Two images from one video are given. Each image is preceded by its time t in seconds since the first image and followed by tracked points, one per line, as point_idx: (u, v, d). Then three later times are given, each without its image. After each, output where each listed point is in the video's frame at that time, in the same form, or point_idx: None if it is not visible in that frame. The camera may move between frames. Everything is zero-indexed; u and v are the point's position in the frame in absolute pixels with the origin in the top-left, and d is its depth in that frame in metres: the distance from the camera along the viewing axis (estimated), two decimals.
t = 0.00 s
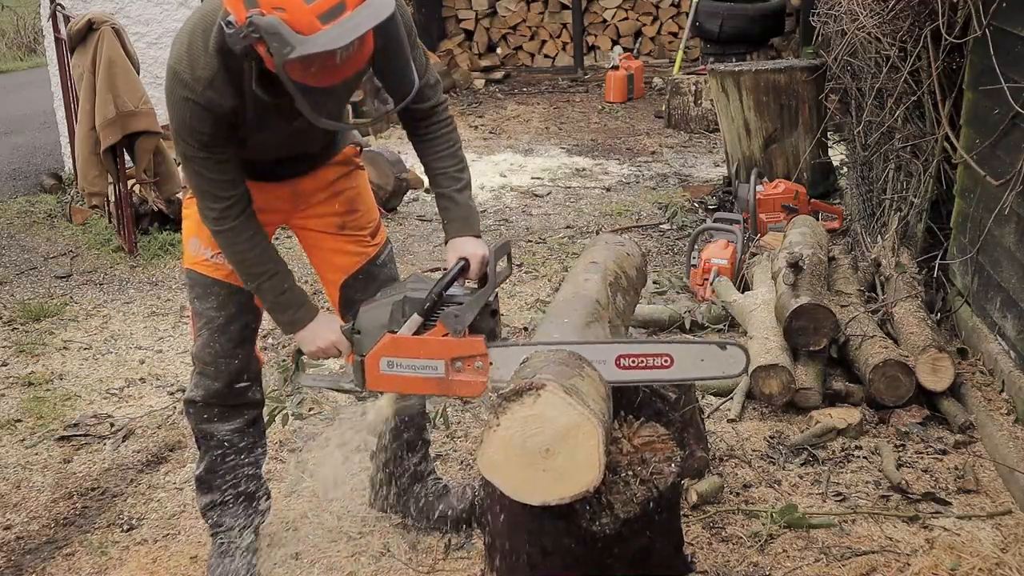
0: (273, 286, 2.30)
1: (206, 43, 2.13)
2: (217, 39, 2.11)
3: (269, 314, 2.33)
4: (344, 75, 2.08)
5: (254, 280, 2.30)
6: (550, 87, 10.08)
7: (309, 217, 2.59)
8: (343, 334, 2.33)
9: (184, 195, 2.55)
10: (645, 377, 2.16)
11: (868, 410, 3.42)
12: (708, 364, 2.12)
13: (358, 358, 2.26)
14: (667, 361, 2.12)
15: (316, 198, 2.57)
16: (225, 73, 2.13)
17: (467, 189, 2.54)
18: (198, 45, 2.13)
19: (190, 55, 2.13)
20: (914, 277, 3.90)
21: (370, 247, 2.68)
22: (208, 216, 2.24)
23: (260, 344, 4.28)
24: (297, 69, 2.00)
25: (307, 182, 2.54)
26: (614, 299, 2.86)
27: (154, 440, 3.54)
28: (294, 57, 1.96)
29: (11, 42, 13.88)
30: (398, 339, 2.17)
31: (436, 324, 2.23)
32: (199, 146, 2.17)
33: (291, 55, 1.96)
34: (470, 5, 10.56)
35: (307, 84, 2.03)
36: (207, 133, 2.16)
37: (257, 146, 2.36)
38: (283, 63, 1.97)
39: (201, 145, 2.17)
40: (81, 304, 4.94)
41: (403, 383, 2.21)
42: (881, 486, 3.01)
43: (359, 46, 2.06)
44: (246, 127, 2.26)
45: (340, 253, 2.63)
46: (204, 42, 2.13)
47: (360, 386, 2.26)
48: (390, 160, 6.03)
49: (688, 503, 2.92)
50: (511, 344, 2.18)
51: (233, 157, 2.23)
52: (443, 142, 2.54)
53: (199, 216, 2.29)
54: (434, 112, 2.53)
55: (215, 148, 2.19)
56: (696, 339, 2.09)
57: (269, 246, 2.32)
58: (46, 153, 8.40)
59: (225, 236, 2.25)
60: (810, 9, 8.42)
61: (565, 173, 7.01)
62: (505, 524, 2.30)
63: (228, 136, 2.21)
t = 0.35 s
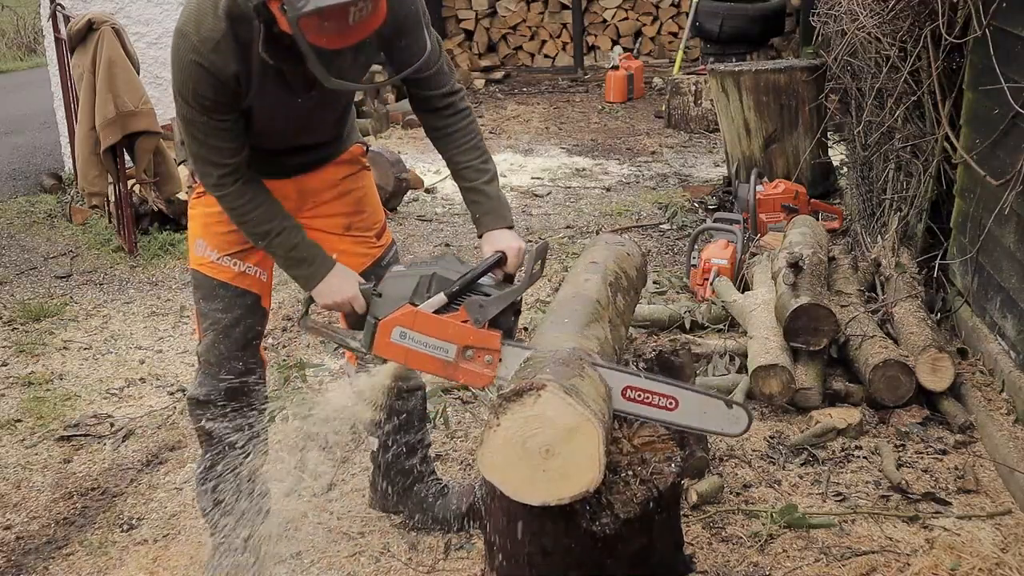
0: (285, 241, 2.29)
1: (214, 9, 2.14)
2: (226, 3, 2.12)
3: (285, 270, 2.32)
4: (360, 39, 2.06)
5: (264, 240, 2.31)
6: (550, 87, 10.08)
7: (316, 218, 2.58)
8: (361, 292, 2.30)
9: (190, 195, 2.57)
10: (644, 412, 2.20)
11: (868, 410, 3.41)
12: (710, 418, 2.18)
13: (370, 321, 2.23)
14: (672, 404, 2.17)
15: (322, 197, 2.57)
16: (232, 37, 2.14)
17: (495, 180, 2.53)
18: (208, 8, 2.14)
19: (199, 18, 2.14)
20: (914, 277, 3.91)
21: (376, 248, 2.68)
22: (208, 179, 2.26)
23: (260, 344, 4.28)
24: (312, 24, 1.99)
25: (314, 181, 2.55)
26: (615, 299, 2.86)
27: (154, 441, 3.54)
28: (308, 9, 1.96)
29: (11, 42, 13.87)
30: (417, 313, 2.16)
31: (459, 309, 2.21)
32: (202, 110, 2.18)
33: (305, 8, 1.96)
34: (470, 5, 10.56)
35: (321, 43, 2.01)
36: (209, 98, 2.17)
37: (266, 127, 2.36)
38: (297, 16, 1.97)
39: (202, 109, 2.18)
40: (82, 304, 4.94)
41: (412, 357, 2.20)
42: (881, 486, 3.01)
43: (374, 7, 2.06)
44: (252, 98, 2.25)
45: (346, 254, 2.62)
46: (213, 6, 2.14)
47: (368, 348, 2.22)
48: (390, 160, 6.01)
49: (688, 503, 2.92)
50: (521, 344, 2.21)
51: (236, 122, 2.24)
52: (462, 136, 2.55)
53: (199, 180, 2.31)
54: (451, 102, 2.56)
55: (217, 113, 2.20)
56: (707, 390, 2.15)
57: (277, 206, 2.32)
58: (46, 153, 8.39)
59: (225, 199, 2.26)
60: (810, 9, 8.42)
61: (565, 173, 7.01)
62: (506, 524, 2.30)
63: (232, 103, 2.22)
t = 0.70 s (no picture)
0: (281, 251, 2.29)
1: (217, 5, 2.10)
2: None
3: (277, 280, 2.32)
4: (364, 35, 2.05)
5: (261, 245, 2.30)
6: (550, 87, 10.08)
7: (316, 217, 2.60)
8: (353, 305, 2.33)
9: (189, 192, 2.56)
10: (641, 412, 2.18)
11: (868, 410, 3.41)
12: (709, 413, 2.14)
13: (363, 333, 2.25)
14: (668, 404, 2.14)
15: (322, 198, 2.58)
16: (234, 34, 2.11)
17: (489, 182, 2.54)
18: (210, 2, 2.10)
19: (203, 14, 2.10)
20: (914, 277, 3.91)
21: (376, 247, 2.68)
22: (209, 178, 2.25)
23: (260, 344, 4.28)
24: (317, 19, 1.98)
25: (314, 181, 2.56)
26: (615, 299, 2.86)
27: (154, 441, 3.54)
28: (313, 3, 1.95)
29: (11, 42, 13.88)
30: (408, 323, 2.18)
31: (451, 318, 2.22)
32: (204, 109, 2.16)
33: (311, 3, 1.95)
34: (470, 5, 10.56)
35: (325, 38, 2.00)
36: (212, 96, 2.15)
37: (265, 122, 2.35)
38: (302, 11, 1.96)
39: (205, 107, 2.16)
40: (82, 304, 4.94)
41: (405, 368, 2.21)
42: (881, 486, 3.01)
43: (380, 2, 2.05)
44: (254, 94, 2.24)
45: (346, 253, 2.64)
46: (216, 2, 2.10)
47: (360, 361, 2.25)
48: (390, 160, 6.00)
49: (688, 503, 2.92)
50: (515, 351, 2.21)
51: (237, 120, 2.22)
52: (460, 137, 2.54)
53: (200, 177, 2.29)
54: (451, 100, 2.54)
55: (219, 111, 2.18)
56: (699, 387, 2.11)
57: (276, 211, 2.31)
58: (46, 153, 8.39)
59: (227, 201, 2.26)
60: (810, 9, 8.42)
61: (565, 173, 7.01)
62: (506, 524, 2.30)
63: (235, 100, 2.20)
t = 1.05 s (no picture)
0: (278, 283, 2.32)
1: (205, 32, 2.14)
2: (213, 27, 2.12)
3: (270, 311, 2.34)
4: (342, 65, 2.08)
5: (258, 275, 2.32)
6: (550, 87, 10.08)
7: (307, 218, 2.60)
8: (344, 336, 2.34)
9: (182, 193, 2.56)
10: (642, 410, 2.18)
11: (868, 410, 3.41)
12: (705, 405, 2.11)
13: (358, 362, 2.27)
14: (664, 399, 2.13)
15: (313, 198, 2.58)
16: (222, 61, 2.14)
17: (472, 198, 2.53)
18: (195, 31, 2.15)
19: (189, 43, 2.15)
20: (914, 277, 3.91)
21: (369, 246, 2.68)
22: (214, 206, 2.26)
23: (260, 344, 4.28)
24: (293, 54, 2.01)
25: (305, 181, 2.56)
26: (615, 299, 2.86)
27: (154, 441, 3.54)
28: (290, 41, 1.97)
29: (11, 42, 13.87)
30: (398, 349, 2.18)
31: (439, 338, 2.21)
32: (202, 137, 2.20)
33: (287, 40, 1.98)
34: (470, 5, 10.56)
35: (304, 71, 2.04)
36: (205, 122, 2.18)
37: (258, 143, 2.38)
38: (279, 48, 1.99)
39: (201, 133, 2.20)
40: (82, 304, 4.94)
41: (400, 393, 2.23)
42: (881, 486, 3.01)
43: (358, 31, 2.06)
44: (246, 116, 2.26)
45: (338, 252, 2.63)
46: (201, 30, 2.14)
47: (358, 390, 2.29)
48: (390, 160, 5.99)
49: (688, 503, 2.92)
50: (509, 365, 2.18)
51: (233, 146, 2.25)
52: (444, 150, 2.53)
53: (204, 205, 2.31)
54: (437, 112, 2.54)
55: (214, 137, 2.21)
56: (693, 379, 2.08)
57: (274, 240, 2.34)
58: (46, 153, 8.39)
59: (232, 227, 2.27)
60: (810, 9, 8.42)
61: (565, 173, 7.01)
62: (506, 524, 2.30)
63: (228, 125, 2.23)
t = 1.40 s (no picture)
0: (275, 290, 2.33)
1: (196, 43, 2.13)
2: (205, 39, 2.11)
3: (267, 318, 2.35)
4: (327, 83, 2.10)
5: (255, 283, 2.32)
6: (550, 87, 10.08)
7: (306, 218, 2.60)
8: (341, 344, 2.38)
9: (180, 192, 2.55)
10: (642, 419, 2.18)
11: (868, 410, 3.41)
12: (704, 414, 2.11)
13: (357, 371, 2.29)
14: (664, 407, 2.13)
15: (311, 198, 2.58)
16: (215, 71, 2.13)
17: (468, 205, 2.53)
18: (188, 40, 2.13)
19: (181, 54, 2.14)
20: (914, 277, 3.91)
21: (368, 247, 2.68)
22: (208, 215, 2.26)
23: (259, 344, 4.28)
24: (278, 74, 2.02)
25: (304, 183, 2.56)
26: (615, 300, 2.86)
27: (154, 440, 3.54)
28: (274, 64, 1.99)
29: (11, 42, 13.88)
30: (398, 358, 2.19)
31: (438, 347, 2.22)
32: (196, 146, 2.19)
33: (272, 62, 1.99)
34: (470, 5, 10.56)
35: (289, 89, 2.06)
36: (200, 132, 2.18)
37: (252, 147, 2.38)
38: (263, 69, 2.00)
39: (196, 143, 2.19)
40: (82, 304, 4.94)
41: (399, 401, 2.24)
42: (881, 486, 3.01)
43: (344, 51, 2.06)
44: (240, 124, 2.26)
45: (337, 253, 2.63)
46: (193, 41, 2.14)
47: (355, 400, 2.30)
48: (391, 160, 5.98)
49: (688, 503, 2.92)
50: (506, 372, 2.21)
51: (228, 154, 2.24)
52: (441, 157, 2.52)
53: (200, 213, 2.31)
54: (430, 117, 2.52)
55: (209, 146, 2.21)
56: (694, 389, 2.08)
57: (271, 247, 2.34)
58: (47, 153, 8.39)
59: (228, 236, 2.27)
60: (810, 9, 8.41)
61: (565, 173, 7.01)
62: (506, 524, 2.29)
63: (222, 134, 2.23)
